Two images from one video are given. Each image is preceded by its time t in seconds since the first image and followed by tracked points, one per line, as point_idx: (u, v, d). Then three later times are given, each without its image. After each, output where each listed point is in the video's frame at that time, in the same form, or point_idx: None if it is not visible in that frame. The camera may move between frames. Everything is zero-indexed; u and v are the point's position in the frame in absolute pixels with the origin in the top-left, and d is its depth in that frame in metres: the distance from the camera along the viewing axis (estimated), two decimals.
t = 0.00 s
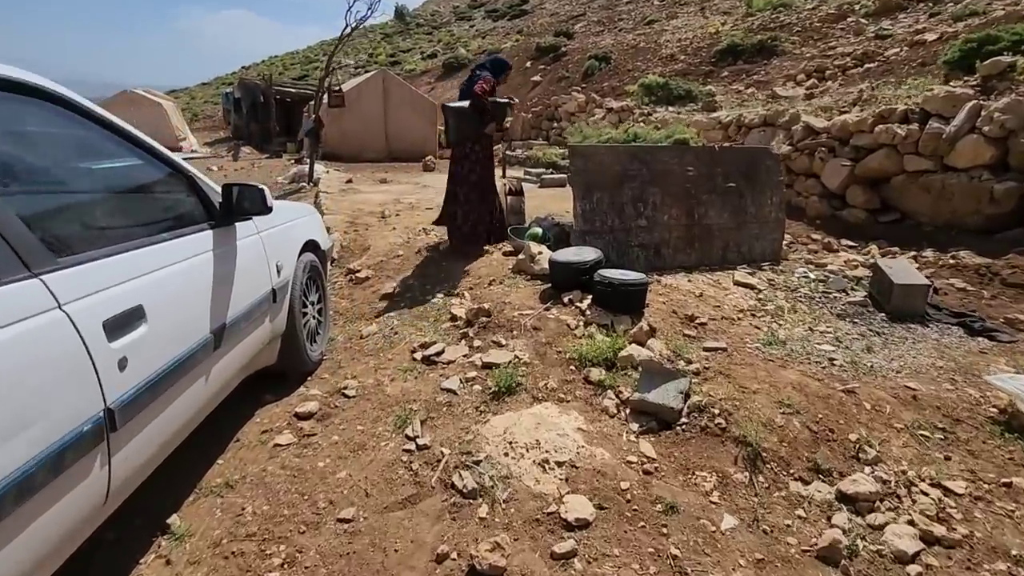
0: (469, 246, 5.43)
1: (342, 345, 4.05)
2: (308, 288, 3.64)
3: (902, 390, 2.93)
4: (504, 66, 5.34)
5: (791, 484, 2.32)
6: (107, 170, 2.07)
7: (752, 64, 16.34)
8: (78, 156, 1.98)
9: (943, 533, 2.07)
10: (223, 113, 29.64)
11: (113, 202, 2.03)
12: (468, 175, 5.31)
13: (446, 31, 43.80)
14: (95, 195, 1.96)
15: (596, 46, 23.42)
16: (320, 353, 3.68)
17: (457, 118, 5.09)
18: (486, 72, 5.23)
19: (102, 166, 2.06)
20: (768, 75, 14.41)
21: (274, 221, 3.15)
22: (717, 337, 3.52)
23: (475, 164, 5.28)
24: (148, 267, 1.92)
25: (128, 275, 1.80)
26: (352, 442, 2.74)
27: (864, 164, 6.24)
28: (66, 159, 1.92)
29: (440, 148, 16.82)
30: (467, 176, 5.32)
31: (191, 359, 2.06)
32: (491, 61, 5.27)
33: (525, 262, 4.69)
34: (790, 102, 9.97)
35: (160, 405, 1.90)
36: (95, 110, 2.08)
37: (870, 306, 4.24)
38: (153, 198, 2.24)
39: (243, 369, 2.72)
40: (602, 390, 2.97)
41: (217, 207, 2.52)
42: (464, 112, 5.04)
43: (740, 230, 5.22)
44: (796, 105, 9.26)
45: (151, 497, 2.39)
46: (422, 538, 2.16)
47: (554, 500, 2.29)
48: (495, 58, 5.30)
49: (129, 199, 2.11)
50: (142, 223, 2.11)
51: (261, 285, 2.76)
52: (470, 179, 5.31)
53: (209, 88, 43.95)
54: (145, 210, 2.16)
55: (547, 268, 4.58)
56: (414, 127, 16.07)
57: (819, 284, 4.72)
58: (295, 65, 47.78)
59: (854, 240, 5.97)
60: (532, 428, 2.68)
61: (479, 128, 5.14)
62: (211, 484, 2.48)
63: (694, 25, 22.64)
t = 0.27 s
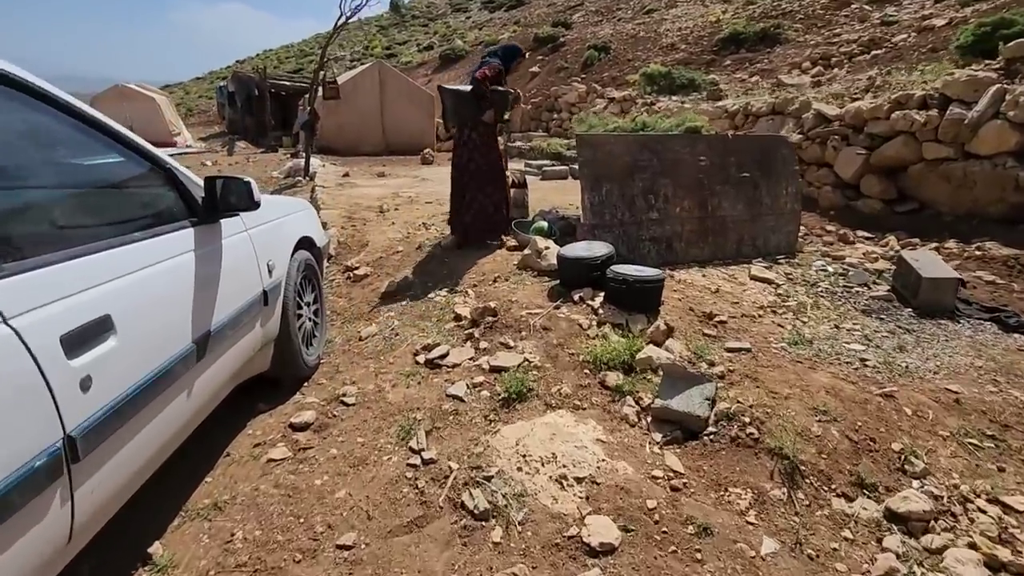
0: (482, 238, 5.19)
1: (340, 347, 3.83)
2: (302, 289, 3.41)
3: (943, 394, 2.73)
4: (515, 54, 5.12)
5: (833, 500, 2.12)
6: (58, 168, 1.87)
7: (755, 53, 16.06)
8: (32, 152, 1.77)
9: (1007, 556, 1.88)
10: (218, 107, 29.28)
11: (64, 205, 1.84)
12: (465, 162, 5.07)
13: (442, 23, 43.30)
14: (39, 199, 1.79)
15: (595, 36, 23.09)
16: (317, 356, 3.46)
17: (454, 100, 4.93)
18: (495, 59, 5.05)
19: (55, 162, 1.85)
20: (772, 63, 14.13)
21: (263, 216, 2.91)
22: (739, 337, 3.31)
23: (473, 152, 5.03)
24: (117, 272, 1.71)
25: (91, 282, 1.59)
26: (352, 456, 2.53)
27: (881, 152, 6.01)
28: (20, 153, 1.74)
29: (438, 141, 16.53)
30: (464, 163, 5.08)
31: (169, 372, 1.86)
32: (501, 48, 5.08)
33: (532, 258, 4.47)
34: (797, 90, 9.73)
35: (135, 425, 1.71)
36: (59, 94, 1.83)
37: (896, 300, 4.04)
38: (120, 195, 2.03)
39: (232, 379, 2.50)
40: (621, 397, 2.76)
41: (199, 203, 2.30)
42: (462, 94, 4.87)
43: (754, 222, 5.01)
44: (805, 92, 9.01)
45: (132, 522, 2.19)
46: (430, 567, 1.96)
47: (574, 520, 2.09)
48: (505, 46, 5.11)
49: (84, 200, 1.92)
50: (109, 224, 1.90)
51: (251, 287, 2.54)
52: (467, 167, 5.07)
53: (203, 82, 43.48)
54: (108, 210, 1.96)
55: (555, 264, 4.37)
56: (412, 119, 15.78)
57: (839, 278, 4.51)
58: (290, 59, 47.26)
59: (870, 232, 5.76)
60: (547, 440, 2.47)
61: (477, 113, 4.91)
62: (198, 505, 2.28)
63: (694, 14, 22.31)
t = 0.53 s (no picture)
0: (486, 236, 5.04)
1: (337, 355, 3.64)
2: (296, 295, 3.20)
3: (982, 404, 2.55)
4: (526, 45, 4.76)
5: (877, 528, 1.96)
6: (24, 172, 1.65)
7: (756, 44, 15.82)
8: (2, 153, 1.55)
9: None
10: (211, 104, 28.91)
11: (29, 214, 1.62)
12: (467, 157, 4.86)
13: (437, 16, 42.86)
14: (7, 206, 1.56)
15: (593, 29, 22.80)
16: (313, 367, 3.27)
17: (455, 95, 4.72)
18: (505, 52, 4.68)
19: (23, 167, 1.62)
20: (774, 54, 13.91)
21: (253, 219, 2.71)
22: (760, 342, 3.13)
23: (473, 149, 4.82)
24: (83, 291, 1.52)
25: (47, 304, 1.39)
26: (351, 479, 2.35)
27: (894, 143, 5.83)
28: None
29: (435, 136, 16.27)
30: (466, 159, 4.87)
31: (146, 401, 1.68)
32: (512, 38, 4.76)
33: (537, 259, 4.28)
34: (802, 81, 9.52)
35: (104, 463, 1.54)
36: (25, 94, 1.65)
37: (919, 300, 3.88)
38: (92, 200, 1.82)
39: (221, 398, 2.32)
40: (638, 410, 2.58)
41: (180, 208, 2.10)
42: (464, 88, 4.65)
43: (766, 218, 4.82)
44: (811, 83, 8.81)
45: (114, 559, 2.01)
46: None
47: (595, 552, 1.92)
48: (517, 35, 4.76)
49: (53, 206, 1.70)
50: (77, 232, 1.70)
51: (239, 297, 2.34)
52: (468, 163, 4.87)
53: (197, 79, 43.03)
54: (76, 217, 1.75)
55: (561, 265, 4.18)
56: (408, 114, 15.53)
57: (856, 277, 4.34)
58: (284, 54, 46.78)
59: (884, 227, 5.58)
60: (561, 460, 2.29)
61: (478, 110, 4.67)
62: (183, 538, 2.10)
63: (693, 5, 22.03)
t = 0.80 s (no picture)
0: (487, 243, 4.88)
1: (331, 373, 3.46)
2: (285, 312, 3.02)
3: (1020, 425, 2.40)
4: (538, 50, 4.43)
5: (922, 569, 1.81)
6: None
7: (754, 45, 15.69)
8: None
9: None
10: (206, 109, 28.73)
11: None
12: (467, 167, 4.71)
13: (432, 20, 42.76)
14: None
15: (589, 31, 22.68)
16: (305, 387, 3.09)
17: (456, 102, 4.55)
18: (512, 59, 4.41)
19: None
20: (773, 55, 13.78)
21: (237, 233, 2.52)
22: (778, 358, 2.96)
23: (473, 157, 4.66)
24: (35, 324, 1.32)
25: None
26: (345, 515, 2.17)
27: (904, 145, 5.68)
28: None
29: (432, 140, 16.10)
30: (466, 167, 4.72)
31: (119, 440, 1.52)
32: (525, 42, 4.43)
33: (539, 268, 4.11)
34: (804, 82, 9.38)
35: (62, 518, 1.36)
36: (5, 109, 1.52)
37: (939, 308, 3.72)
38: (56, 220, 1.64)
39: (204, 427, 2.15)
40: (653, 435, 2.41)
41: (154, 224, 1.91)
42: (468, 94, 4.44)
43: (776, 224, 4.66)
44: (813, 84, 8.67)
45: None
46: None
47: None
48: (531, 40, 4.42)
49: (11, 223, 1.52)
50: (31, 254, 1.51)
51: (223, 318, 2.16)
52: (468, 172, 4.72)
53: (192, 84, 42.84)
54: (33, 237, 1.56)
55: (565, 275, 4.01)
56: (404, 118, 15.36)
57: (871, 284, 4.18)
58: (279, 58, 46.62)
59: (895, 230, 5.42)
60: (572, 493, 2.10)
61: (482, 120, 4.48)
62: None
63: (689, 7, 21.93)
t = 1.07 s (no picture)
0: (485, 258, 4.68)
1: (317, 401, 3.23)
2: (266, 337, 2.81)
3: None
4: (548, 66, 4.32)
5: None
6: None
7: (751, 52, 15.61)
8: None
9: None
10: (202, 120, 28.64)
11: None
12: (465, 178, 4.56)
13: (428, 31, 42.86)
14: None
15: (585, 40, 22.64)
16: (288, 417, 2.88)
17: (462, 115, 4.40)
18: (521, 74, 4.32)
19: None
20: (771, 62, 13.68)
21: (208, 254, 2.30)
22: (796, 383, 2.75)
23: (472, 170, 4.51)
24: None
25: None
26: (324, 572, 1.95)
27: (913, 151, 5.50)
28: None
29: (428, 150, 15.95)
30: (465, 180, 4.58)
31: (50, 506, 1.32)
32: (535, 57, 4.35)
33: (538, 284, 3.90)
34: (805, 88, 9.24)
35: None
36: None
37: (961, 324, 3.51)
38: None
39: (169, 472, 1.95)
40: (666, 473, 2.19)
41: (104, 250, 1.69)
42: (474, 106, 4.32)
43: (784, 234, 4.47)
44: (815, 90, 8.52)
45: None
46: None
47: None
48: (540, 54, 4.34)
49: None
50: None
51: (188, 353, 1.95)
52: (466, 184, 4.57)
53: (188, 96, 42.79)
54: None
55: (565, 292, 3.81)
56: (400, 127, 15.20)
57: (886, 297, 3.98)
58: (275, 70, 46.72)
59: (906, 240, 5.24)
60: (578, 543, 1.87)
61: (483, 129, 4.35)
62: None
63: (685, 15, 21.90)
